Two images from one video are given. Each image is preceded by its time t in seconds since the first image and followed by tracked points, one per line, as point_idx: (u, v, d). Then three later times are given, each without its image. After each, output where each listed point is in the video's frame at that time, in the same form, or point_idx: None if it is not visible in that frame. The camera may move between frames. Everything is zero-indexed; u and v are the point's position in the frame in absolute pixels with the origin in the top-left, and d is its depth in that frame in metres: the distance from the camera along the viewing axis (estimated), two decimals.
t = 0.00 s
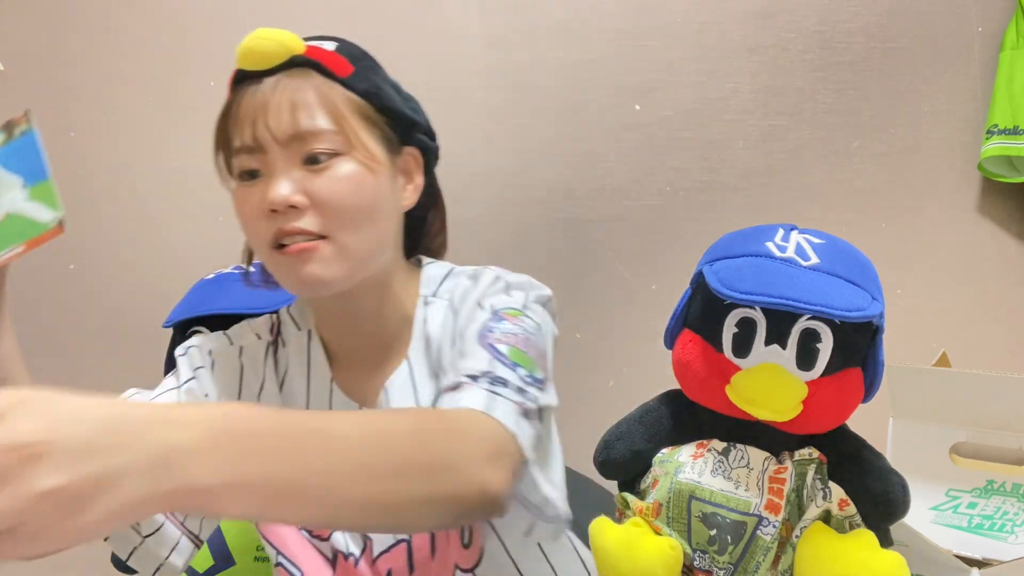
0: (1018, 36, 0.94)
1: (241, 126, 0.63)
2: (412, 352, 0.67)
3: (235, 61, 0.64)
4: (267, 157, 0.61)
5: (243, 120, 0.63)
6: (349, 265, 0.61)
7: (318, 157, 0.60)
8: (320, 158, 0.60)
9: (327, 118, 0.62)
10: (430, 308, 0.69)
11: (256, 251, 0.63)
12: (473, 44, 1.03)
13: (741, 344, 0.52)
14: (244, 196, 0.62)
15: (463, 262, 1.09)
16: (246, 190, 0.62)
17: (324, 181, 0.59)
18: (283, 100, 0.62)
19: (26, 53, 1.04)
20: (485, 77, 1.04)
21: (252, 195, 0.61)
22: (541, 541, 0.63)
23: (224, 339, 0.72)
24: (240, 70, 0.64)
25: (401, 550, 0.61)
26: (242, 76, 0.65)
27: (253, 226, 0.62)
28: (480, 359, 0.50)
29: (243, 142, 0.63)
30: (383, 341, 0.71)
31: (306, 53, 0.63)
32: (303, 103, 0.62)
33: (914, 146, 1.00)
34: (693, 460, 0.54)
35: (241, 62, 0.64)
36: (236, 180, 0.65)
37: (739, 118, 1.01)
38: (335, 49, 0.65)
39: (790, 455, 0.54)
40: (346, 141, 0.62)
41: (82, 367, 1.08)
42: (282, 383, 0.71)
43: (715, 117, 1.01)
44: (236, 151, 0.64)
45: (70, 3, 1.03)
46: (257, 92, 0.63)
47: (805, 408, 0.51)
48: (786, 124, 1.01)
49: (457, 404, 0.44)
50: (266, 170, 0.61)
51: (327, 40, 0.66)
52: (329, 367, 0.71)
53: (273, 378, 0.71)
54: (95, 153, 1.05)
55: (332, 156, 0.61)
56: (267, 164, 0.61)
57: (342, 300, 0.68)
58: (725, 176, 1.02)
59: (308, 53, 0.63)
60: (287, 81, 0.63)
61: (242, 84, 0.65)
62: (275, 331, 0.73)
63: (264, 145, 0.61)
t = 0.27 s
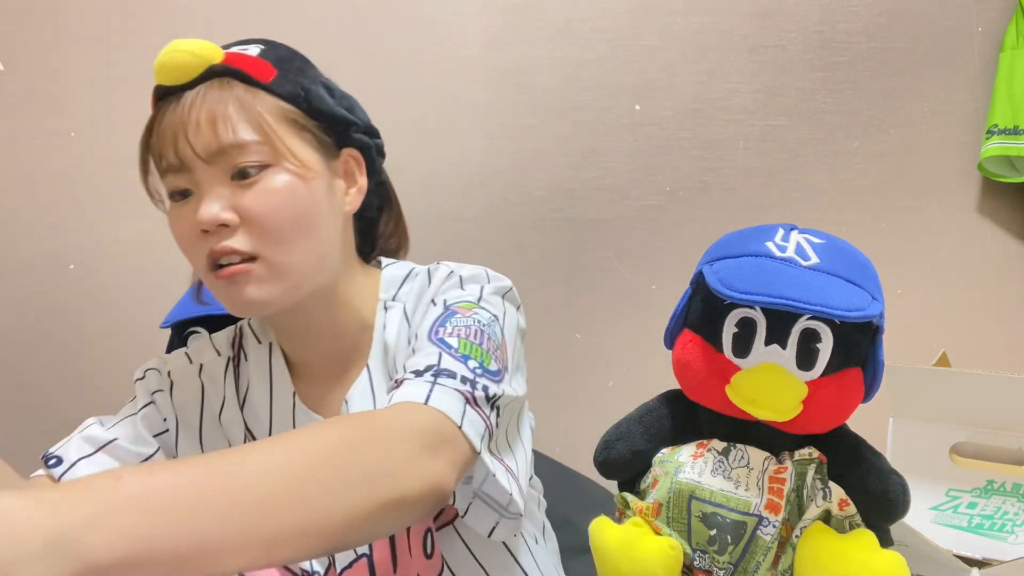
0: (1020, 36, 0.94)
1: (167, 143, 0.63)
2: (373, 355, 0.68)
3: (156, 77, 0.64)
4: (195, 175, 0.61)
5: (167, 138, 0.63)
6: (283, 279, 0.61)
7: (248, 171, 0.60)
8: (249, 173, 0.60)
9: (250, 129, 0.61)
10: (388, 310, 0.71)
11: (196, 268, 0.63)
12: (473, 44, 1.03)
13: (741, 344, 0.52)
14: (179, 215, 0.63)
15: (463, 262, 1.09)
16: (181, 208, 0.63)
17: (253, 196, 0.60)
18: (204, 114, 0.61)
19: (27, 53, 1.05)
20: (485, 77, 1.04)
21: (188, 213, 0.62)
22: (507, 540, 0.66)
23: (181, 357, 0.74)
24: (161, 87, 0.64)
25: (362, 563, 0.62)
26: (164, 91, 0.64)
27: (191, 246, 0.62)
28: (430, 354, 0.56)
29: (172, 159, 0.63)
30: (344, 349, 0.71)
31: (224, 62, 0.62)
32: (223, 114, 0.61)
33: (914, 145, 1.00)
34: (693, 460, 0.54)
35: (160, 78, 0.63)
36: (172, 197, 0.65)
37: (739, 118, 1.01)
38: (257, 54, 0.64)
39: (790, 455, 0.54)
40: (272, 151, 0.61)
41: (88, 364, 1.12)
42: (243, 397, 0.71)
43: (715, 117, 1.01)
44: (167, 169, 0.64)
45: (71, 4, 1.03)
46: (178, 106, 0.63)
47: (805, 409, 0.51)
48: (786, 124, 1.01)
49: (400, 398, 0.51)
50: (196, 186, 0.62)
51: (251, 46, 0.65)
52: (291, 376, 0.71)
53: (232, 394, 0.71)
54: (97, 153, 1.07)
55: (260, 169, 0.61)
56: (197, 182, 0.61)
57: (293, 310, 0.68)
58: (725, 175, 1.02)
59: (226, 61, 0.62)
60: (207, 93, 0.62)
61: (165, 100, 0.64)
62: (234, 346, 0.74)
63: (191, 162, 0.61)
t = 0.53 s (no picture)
0: (1019, 36, 0.94)
1: (183, 136, 0.63)
2: (382, 352, 0.67)
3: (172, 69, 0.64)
4: (213, 168, 0.61)
5: (185, 130, 0.62)
6: (299, 273, 0.61)
7: (265, 165, 0.60)
8: (267, 167, 0.60)
9: (269, 123, 0.61)
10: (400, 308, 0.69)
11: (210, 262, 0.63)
12: (473, 44, 1.03)
13: (741, 344, 0.52)
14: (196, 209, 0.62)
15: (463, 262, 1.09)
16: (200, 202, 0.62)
17: (272, 190, 0.59)
18: (223, 108, 0.61)
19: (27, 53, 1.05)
20: (485, 77, 1.04)
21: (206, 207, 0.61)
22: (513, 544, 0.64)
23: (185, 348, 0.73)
24: (177, 81, 0.64)
25: (368, 557, 0.61)
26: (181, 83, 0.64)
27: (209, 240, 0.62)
28: (452, 359, 0.53)
29: (187, 152, 0.62)
30: (352, 344, 0.71)
31: (242, 57, 0.63)
32: (242, 108, 0.61)
33: (914, 145, 1.00)
34: (693, 460, 0.54)
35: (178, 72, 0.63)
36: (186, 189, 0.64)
37: (739, 118, 1.01)
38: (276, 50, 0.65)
39: (790, 455, 0.54)
40: (291, 146, 0.61)
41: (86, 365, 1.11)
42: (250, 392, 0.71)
43: (715, 117, 1.01)
44: (182, 161, 0.63)
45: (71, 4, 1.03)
46: (194, 100, 0.63)
47: (806, 409, 0.51)
48: (786, 124, 1.01)
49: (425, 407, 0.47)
50: (212, 180, 0.61)
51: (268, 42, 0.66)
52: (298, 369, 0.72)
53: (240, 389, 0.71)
54: (97, 154, 1.07)
55: (279, 164, 0.61)
56: (214, 175, 0.61)
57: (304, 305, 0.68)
58: (724, 175, 1.02)
59: (244, 55, 0.63)
60: (226, 88, 0.62)
61: (181, 92, 0.64)
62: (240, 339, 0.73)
63: (208, 155, 0.61)
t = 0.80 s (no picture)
0: (1018, 36, 0.94)
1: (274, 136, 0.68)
2: (440, 352, 0.77)
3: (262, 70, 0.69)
4: (300, 169, 0.66)
5: (277, 131, 0.68)
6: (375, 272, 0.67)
7: (352, 170, 0.66)
8: (353, 173, 0.66)
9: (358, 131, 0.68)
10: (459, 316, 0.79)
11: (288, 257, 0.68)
12: (473, 43, 1.03)
13: (741, 344, 0.52)
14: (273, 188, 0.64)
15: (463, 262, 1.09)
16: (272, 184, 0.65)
17: (359, 194, 0.65)
18: (316, 114, 0.67)
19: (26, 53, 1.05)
20: (485, 77, 1.04)
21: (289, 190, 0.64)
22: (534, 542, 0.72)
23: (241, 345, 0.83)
24: (268, 81, 0.70)
25: (418, 549, 0.71)
26: (270, 85, 0.70)
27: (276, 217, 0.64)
28: (549, 401, 0.67)
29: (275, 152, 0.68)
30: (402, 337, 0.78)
31: (335, 64, 0.69)
32: (336, 115, 0.67)
33: (914, 146, 1.00)
34: (693, 460, 0.53)
35: (270, 72, 0.68)
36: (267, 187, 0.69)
37: (739, 118, 1.01)
38: (361, 59, 0.71)
39: (790, 455, 0.54)
40: (376, 153, 0.68)
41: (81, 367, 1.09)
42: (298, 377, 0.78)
43: (715, 117, 1.01)
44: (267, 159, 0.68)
45: (71, 4, 1.03)
46: (288, 102, 0.69)
47: (806, 408, 0.51)
48: (786, 124, 1.01)
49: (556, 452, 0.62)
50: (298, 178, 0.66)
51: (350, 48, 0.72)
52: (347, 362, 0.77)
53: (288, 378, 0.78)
54: (96, 152, 1.07)
55: (365, 170, 0.66)
56: (300, 175, 0.66)
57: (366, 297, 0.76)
58: (724, 176, 1.02)
59: (336, 64, 0.69)
60: (319, 93, 0.68)
61: (272, 95, 0.70)
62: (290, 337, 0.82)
63: (298, 155, 0.66)
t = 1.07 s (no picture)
0: (1018, 36, 0.94)
1: (369, 128, 0.67)
2: (489, 355, 0.76)
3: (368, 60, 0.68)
4: (393, 166, 0.66)
5: (374, 123, 0.67)
6: (448, 277, 0.68)
7: (443, 175, 0.66)
8: (443, 178, 0.66)
9: (456, 137, 0.67)
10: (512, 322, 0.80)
11: (363, 251, 0.68)
12: (473, 44, 1.03)
13: (740, 344, 0.52)
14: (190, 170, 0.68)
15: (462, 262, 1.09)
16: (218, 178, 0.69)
17: (448, 200, 0.66)
18: (420, 113, 0.66)
19: (25, 53, 1.04)
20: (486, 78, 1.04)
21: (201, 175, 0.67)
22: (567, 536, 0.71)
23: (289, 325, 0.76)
24: (372, 71, 0.68)
25: (453, 542, 0.68)
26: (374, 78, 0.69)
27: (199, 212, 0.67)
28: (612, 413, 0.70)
29: (365, 145, 0.67)
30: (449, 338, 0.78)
31: (440, 66, 0.68)
32: (437, 117, 0.66)
33: (914, 146, 1.00)
34: (693, 460, 0.53)
35: (377, 66, 0.67)
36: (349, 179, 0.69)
37: (739, 118, 1.01)
38: (463, 66, 0.70)
39: (790, 455, 0.54)
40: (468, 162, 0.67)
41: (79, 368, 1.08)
42: (345, 362, 0.74)
43: (715, 117, 1.01)
44: (356, 151, 0.67)
45: (71, 3, 1.03)
46: (390, 97, 0.67)
47: (806, 408, 0.51)
48: (786, 125, 1.01)
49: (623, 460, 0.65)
50: (389, 175, 0.66)
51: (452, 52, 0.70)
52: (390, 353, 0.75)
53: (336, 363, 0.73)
54: (97, 153, 1.06)
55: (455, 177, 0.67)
56: (391, 173, 0.66)
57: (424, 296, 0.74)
58: (724, 176, 1.02)
59: (442, 66, 0.68)
60: (425, 95, 0.67)
61: (374, 87, 0.69)
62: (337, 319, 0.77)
63: (393, 152, 0.66)
